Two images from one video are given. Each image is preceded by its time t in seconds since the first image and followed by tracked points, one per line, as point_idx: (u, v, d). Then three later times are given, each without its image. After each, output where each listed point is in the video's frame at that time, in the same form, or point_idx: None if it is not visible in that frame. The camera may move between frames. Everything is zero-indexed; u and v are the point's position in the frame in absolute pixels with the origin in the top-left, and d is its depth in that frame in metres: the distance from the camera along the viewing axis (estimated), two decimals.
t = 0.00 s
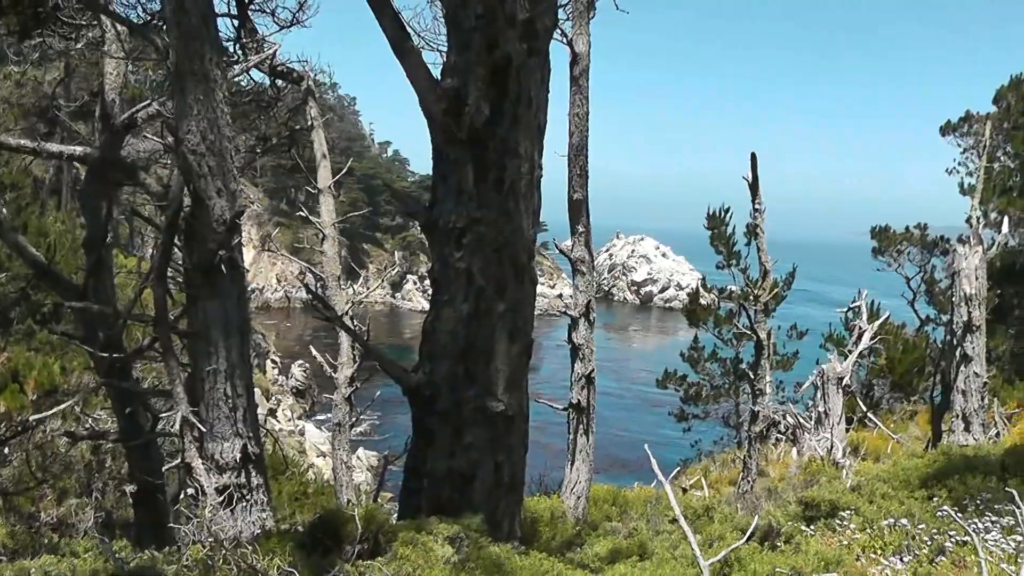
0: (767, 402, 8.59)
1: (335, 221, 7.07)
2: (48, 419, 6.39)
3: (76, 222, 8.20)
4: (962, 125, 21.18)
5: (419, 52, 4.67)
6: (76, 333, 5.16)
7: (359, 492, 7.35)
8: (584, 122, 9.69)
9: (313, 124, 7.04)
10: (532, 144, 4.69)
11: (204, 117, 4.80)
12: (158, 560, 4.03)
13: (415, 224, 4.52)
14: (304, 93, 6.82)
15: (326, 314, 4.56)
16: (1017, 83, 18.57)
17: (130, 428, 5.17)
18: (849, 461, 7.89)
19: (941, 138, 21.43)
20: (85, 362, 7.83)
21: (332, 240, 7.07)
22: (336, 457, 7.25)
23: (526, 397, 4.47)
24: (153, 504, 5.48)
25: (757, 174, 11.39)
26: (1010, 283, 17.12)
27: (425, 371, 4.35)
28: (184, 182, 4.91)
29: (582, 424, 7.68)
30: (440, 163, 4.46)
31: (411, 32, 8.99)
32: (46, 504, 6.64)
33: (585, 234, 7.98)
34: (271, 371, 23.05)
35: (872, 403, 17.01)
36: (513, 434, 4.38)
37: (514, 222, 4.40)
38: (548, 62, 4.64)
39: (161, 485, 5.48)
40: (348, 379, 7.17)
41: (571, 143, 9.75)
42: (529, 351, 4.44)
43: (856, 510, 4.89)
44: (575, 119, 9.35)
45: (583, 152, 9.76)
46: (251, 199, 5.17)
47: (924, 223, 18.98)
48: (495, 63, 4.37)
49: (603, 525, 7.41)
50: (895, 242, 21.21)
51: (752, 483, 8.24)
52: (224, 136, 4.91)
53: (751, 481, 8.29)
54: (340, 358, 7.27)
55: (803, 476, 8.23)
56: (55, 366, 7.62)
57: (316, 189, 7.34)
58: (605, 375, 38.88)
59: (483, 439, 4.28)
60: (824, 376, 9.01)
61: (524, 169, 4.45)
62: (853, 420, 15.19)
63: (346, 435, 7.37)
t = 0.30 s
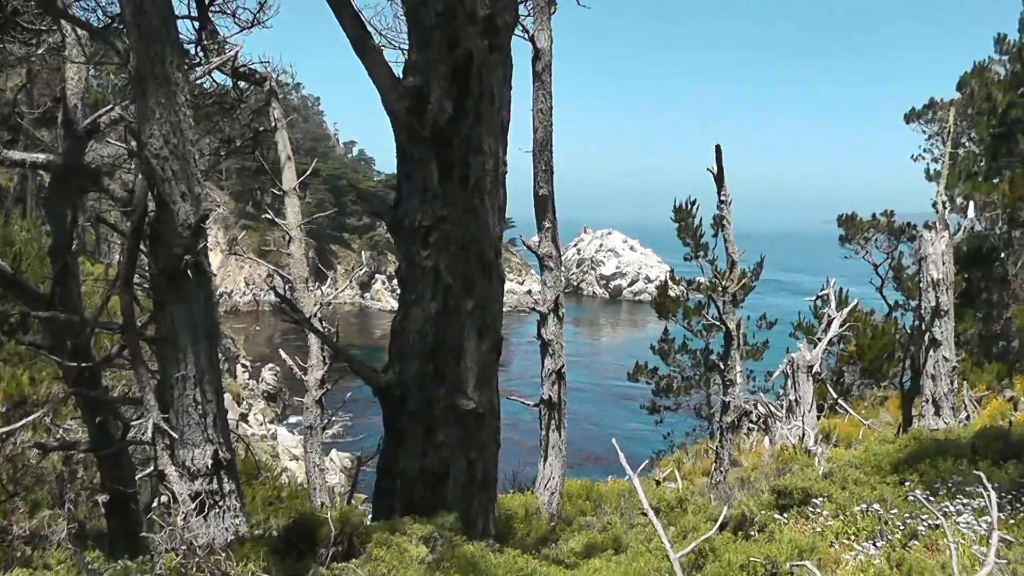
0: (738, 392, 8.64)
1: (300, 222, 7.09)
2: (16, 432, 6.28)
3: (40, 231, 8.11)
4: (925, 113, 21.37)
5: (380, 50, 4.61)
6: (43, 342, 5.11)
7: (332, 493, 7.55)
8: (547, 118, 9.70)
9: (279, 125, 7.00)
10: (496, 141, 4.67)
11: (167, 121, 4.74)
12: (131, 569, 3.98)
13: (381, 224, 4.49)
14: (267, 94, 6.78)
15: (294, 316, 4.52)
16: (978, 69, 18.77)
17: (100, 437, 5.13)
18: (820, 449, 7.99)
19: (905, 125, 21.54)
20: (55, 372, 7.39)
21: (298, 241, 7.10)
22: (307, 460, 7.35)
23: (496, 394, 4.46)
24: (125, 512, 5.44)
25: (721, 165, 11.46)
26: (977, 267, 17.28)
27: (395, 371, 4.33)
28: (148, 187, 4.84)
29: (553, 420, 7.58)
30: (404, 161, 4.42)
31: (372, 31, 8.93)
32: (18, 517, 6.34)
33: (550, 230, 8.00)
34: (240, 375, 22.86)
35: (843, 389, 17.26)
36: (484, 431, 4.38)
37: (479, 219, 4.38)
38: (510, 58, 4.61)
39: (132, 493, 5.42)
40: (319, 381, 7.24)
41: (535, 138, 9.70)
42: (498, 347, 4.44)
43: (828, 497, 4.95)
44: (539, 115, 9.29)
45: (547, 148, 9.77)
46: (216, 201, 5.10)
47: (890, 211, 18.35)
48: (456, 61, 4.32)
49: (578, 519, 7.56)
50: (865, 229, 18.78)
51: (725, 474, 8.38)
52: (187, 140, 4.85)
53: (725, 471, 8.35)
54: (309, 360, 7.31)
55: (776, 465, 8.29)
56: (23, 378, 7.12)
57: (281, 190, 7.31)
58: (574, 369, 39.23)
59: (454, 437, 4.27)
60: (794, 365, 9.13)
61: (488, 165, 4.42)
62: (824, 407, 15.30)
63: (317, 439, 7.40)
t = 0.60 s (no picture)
0: (701, 386, 8.50)
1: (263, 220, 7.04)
2: None
3: None
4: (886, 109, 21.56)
5: (341, 46, 4.54)
6: (4, 343, 5.08)
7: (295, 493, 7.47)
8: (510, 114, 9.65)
9: (240, 122, 6.85)
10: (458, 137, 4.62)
11: (127, 118, 4.60)
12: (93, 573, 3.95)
13: (343, 221, 4.43)
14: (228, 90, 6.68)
15: (256, 315, 4.48)
16: (939, 66, 19.02)
17: (63, 438, 5.13)
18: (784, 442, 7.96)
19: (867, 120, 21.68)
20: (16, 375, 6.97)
21: (260, 240, 7.15)
22: (272, 459, 7.27)
23: (460, 392, 4.46)
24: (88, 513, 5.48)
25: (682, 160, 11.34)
26: (939, 259, 18.37)
27: (357, 368, 4.31)
28: (109, 186, 4.68)
29: (516, 415, 7.53)
30: (366, 158, 4.35)
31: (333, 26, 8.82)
32: None
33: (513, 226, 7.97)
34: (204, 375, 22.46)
35: (806, 382, 17.36)
36: (448, 428, 4.38)
37: (442, 216, 4.35)
38: (472, 54, 4.55)
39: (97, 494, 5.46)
40: (281, 380, 7.32)
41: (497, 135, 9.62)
42: (461, 345, 4.42)
43: (792, 488, 4.96)
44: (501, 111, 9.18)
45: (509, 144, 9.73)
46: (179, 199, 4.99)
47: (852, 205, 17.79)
48: (417, 57, 4.26)
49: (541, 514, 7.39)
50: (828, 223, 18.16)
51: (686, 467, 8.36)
52: (148, 136, 4.71)
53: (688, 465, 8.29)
54: (272, 360, 7.39)
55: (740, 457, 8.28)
56: None
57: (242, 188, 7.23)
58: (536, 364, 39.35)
59: (418, 435, 4.26)
60: (756, 357, 9.11)
61: (450, 161, 4.36)
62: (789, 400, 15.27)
63: (280, 438, 7.45)
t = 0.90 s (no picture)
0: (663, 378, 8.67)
1: (221, 222, 6.95)
2: None
3: None
4: (844, 100, 21.61)
5: (297, 45, 4.46)
6: None
7: (260, 498, 7.38)
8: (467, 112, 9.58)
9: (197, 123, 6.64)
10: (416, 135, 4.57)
11: (83, 121, 4.51)
12: None
13: (301, 220, 4.38)
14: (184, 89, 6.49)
15: (216, 317, 4.44)
16: (895, 57, 18.72)
17: (24, 448, 5.06)
18: (748, 430, 7.89)
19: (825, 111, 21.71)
20: None
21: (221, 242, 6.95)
22: (235, 462, 7.15)
23: (422, 389, 4.46)
24: (50, 525, 5.36)
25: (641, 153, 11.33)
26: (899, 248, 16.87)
27: (319, 369, 4.28)
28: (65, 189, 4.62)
29: (480, 413, 7.65)
30: (324, 156, 4.29)
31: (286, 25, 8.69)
32: None
33: (472, 223, 7.91)
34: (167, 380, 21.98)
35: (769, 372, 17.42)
36: (411, 427, 4.38)
37: (400, 214, 4.32)
38: (428, 50, 4.50)
39: (59, 504, 5.35)
40: (244, 382, 7.03)
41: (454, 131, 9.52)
42: (423, 342, 4.41)
43: (755, 478, 4.95)
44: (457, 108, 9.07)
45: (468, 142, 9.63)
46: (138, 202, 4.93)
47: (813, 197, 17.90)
48: (373, 55, 4.21)
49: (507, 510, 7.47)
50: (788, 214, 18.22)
51: (651, 460, 8.08)
52: (105, 139, 4.65)
53: (652, 457, 8.21)
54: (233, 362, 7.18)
55: (703, 449, 8.25)
56: None
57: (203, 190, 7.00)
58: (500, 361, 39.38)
59: (381, 434, 4.27)
60: (718, 349, 9.08)
61: (408, 160, 4.33)
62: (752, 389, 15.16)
63: (245, 441, 7.24)
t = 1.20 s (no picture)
0: (619, 373, 8.70)
1: (173, 220, 6.86)
2: None
3: None
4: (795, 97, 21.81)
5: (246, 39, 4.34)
6: None
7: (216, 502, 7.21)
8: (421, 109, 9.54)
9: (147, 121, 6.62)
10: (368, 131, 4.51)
11: (33, 119, 4.36)
12: None
13: (253, 217, 4.30)
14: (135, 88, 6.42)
15: (169, 318, 4.40)
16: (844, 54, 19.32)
17: None
18: (704, 427, 7.86)
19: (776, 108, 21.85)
20: None
21: (173, 241, 6.88)
22: (191, 467, 7.02)
23: (376, 388, 4.48)
24: None
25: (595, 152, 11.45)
26: (853, 243, 18.17)
27: (273, 369, 4.26)
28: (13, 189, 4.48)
29: (435, 411, 7.67)
30: (275, 153, 4.20)
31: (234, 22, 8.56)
32: None
33: (427, 220, 7.89)
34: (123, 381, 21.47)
35: (724, 367, 17.63)
36: (366, 426, 4.41)
37: (353, 212, 4.28)
38: (380, 46, 4.43)
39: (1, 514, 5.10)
40: (198, 384, 6.94)
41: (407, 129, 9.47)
42: (377, 341, 4.42)
43: (711, 471, 5.01)
44: (411, 105, 8.95)
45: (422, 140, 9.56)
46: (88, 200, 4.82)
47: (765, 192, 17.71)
48: (325, 51, 4.13)
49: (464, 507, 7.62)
50: (744, 210, 18.05)
51: (608, 455, 8.38)
52: (55, 137, 4.52)
53: (609, 452, 8.32)
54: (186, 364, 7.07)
55: (658, 442, 8.37)
56: None
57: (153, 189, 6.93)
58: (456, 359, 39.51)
59: (336, 433, 4.29)
60: (673, 344, 9.52)
61: (361, 157, 4.28)
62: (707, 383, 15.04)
63: (199, 443, 7.17)
